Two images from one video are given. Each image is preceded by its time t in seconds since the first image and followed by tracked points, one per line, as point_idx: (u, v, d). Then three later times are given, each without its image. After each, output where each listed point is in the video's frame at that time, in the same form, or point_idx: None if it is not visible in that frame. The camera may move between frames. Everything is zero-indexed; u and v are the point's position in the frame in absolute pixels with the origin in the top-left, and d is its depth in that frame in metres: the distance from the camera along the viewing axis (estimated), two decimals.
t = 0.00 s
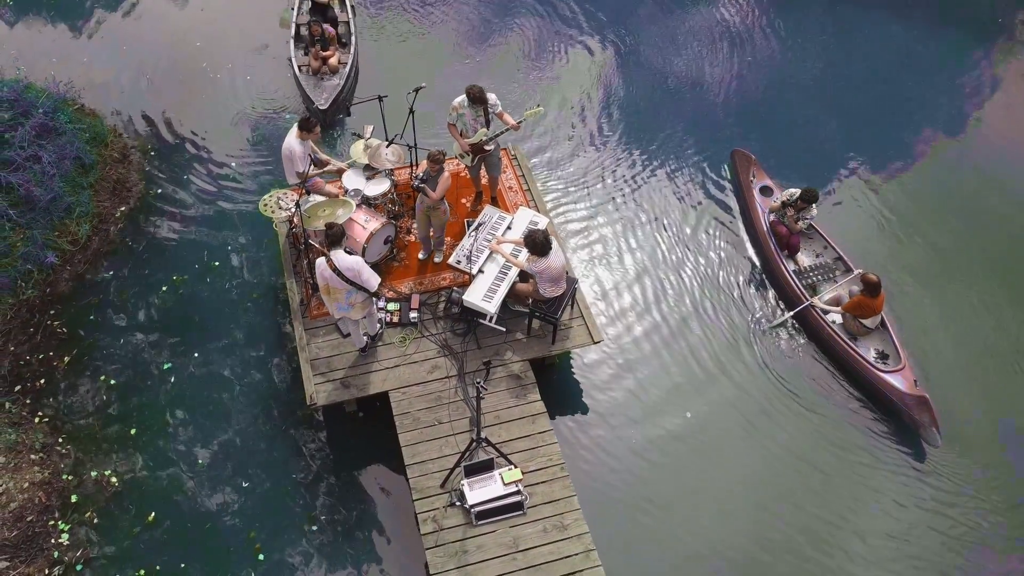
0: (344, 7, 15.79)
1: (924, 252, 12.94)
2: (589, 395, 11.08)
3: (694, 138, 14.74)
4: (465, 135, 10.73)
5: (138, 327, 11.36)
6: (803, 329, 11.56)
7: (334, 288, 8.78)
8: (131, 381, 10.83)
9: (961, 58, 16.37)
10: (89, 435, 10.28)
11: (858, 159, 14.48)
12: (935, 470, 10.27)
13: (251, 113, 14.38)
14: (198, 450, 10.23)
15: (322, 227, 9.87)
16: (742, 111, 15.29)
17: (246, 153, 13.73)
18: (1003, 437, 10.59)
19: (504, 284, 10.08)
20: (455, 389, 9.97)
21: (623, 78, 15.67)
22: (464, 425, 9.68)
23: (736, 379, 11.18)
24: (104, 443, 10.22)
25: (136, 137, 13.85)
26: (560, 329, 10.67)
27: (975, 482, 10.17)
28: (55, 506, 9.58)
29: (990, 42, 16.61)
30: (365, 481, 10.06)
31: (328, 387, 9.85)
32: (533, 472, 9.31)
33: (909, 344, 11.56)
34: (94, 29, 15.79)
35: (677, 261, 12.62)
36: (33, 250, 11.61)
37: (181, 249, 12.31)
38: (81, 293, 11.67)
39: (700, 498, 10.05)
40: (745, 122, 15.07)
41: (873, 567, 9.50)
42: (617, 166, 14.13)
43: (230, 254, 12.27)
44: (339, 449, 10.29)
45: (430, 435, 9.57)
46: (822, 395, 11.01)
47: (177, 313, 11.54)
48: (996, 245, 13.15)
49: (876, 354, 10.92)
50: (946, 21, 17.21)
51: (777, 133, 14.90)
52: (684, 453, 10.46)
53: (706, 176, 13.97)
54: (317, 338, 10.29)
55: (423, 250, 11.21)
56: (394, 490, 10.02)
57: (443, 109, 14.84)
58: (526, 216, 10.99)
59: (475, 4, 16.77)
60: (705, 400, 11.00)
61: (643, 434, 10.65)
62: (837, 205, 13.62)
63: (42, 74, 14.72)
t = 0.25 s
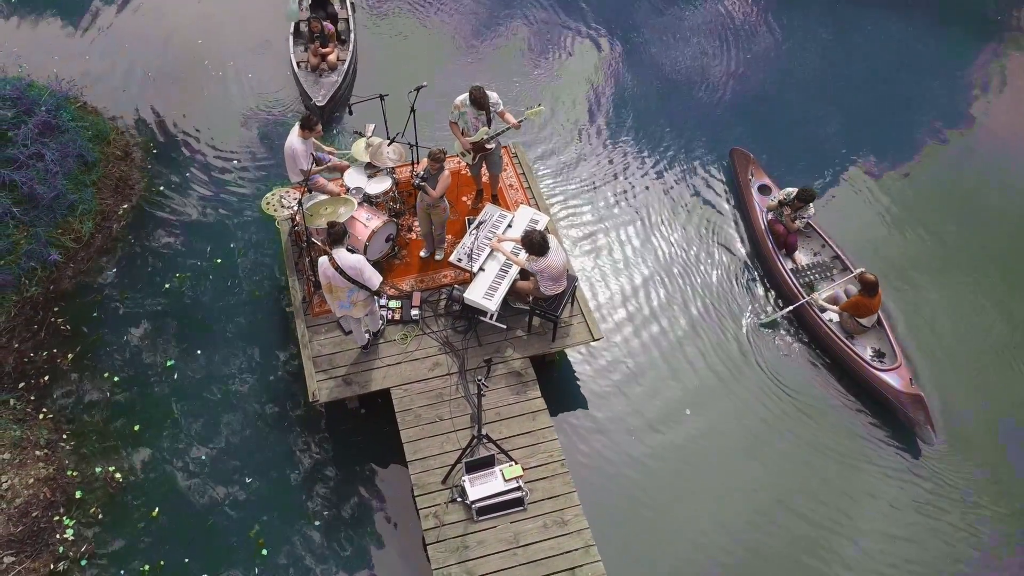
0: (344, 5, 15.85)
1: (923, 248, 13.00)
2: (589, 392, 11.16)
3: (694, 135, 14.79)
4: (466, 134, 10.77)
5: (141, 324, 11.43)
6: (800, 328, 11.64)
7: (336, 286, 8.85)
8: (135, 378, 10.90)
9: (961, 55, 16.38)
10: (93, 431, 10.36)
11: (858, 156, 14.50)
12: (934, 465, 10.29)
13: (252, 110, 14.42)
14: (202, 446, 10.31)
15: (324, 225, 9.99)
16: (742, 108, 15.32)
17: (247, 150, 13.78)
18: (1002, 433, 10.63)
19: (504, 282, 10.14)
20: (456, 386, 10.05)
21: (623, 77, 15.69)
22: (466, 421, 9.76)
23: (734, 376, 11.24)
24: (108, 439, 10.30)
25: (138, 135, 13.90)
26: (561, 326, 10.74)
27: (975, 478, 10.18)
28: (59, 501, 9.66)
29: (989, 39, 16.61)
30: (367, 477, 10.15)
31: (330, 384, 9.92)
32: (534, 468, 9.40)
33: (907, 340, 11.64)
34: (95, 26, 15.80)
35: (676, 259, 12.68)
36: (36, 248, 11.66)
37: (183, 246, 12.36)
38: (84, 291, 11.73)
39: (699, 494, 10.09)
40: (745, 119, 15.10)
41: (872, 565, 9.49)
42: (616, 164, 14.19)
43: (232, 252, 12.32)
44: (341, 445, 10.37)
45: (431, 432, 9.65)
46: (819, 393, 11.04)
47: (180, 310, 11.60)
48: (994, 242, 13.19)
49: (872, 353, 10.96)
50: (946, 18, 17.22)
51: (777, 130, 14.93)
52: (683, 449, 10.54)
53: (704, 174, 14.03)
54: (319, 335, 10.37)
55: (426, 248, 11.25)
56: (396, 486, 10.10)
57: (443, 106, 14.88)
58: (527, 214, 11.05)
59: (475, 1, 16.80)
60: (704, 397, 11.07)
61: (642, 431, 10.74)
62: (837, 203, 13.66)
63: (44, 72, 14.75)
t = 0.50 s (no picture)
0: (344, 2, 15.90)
1: (924, 245, 13.01)
2: (590, 389, 11.25)
3: (694, 132, 14.82)
4: (467, 132, 10.81)
5: (145, 321, 11.50)
6: (797, 325, 11.71)
7: (339, 285, 8.93)
8: (139, 374, 10.98)
9: (961, 52, 16.39)
10: (98, 427, 10.44)
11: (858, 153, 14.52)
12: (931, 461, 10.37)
13: (254, 107, 14.46)
14: (205, 442, 10.39)
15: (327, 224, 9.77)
16: (742, 105, 15.36)
17: (249, 147, 13.82)
18: (1000, 430, 10.69)
19: (505, 280, 10.21)
20: (457, 383, 10.13)
21: (623, 74, 15.73)
22: (467, 418, 9.85)
23: (732, 374, 11.33)
24: (113, 435, 10.38)
25: (141, 132, 13.93)
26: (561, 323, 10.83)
27: (973, 475, 10.24)
28: (65, 497, 9.75)
29: (990, 36, 16.63)
30: (370, 472, 10.23)
31: (333, 380, 10.01)
32: (535, 464, 9.49)
33: (906, 337, 11.68)
34: (97, 23, 15.83)
35: (675, 257, 12.75)
36: (40, 245, 11.72)
37: (186, 243, 12.42)
38: (88, 288, 11.80)
39: (697, 490, 10.20)
40: (745, 117, 15.15)
41: (868, 561, 9.58)
42: (616, 161, 14.24)
43: (235, 249, 12.38)
44: (343, 441, 10.45)
45: (433, 428, 9.74)
46: (816, 390, 11.12)
47: (183, 307, 11.67)
48: (995, 238, 13.21)
49: (869, 351, 11.07)
50: (946, 15, 17.23)
51: (777, 127, 14.97)
52: (682, 445, 10.64)
53: (703, 172, 14.07)
54: (322, 332, 10.45)
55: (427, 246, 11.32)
56: (399, 481, 10.19)
57: (444, 104, 14.92)
58: (528, 212, 11.10)
59: None
60: (703, 394, 11.15)
61: (642, 427, 10.83)
62: (837, 199, 13.69)
63: (47, 69, 14.79)
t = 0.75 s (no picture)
0: None
1: (923, 243, 13.06)
2: (590, 387, 11.34)
3: (694, 129, 14.85)
4: (468, 131, 10.84)
5: (148, 319, 11.56)
6: (795, 324, 11.76)
7: (341, 283, 8.99)
8: (142, 371, 11.05)
9: (961, 49, 16.41)
10: (102, 424, 10.52)
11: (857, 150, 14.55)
12: (929, 458, 10.46)
13: (255, 104, 14.50)
14: (209, 439, 10.46)
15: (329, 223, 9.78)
16: (741, 102, 15.38)
17: (251, 145, 13.87)
18: (997, 427, 10.77)
19: (507, 278, 10.26)
20: (459, 380, 10.20)
21: (622, 72, 15.74)
22: (468, 415, 9.92)
23: (731, 372, 11.40)
24: (116, 432, 10.46)
25: (143, 130, 13.96)
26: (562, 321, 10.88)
27: (970, 472, 10.33)
28: (70, 493, 9.84)
29: (989, 33, 16.64)
30: (371, 469, 10.32)
31: (336, 378, 10.08)
32: (535, 461, 9.57)
33: (905, 335, 11.75)
34: (99, 20, 15.84)
35: (674, 255, 12.80)
36: (44, 243, 11.78)
37: (189, 241, 12.47)
38: (91, 285, 11.85)
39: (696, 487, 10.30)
40: (745, 114, 15.17)
41: (864, 557, 9.69)
42: (616, 160, 14.27)
43: (238, 247, 12.43)
44: (346, 438, 10.54)
45: (435, 425, 9.82)
46: (813, 389, 11.19)
47: (186, 305, 11.73)
48: (993, 236, 13.25)
49: (866, 349, 11.11)
50: (947, 12, 17.24)
51: (776, 125, 15.00)
52: (682, 442, 10.73)
53: (702, 170, 14.10)
54: (324, 330, 10.51)
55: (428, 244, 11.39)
56: (400, 478, 10.26)
57: (445, 101, 14.96)
58: (529, 211, 11.14)
59: None
60: (703, 391, 11.23)
61: (643, 425, 10.91)
62: (836, 197, 13.74)
63: (49, 67, 14.81)
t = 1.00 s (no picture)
0: None
1: (923, 240, 13.11)
2: (591, 382, 11.43)
3: (694, 125, 14.90)
4: (470, 129, 10.90)
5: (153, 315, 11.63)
6: (793, 322, 11.82)
7: (344, 280, 9.07)
8: (147, 368, 11.12)
9: (960, 45, 16.45)
10: (108, 419, 10.60)
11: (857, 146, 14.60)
12: (927, 453, 10.56)
13: (257, 101, 14.55)
14: (213, 435, 10.55)
15: (332, 220, 9.91)
16: (741, 98, 15.42)
17: (253, 142, 13.92)
18: (994, 423, 10.88)
19: (508, 275, 10.35)
20: (461, 376, 10.29)
21: (622, 69, 15.78)
22: (470, 411, 10.01)
23: (730, 369, 11.47)
24: (122, 428, 10.54)
25: (146, 127, 14.01)
26: (563, 318, 10.96)
27: (968, 467, 10.42)
28: (76, 488, 9.92)
29: (988, 30, 16.69)
30: (375, 464, 10.42)
31: (339, 374, 10.16)
32: (537, 456, 9.66)
33: (904, 332, 11.82)
34: (102, 17, 15.86)
35: (673, 252, 12.86)
36: (49, 240, 11.84)
37: (192, 238, 12.54)
38: (96, 282, 11.92)
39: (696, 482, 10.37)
40: (745, 110, 15.21)
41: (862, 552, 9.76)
42: (617, 157, 14.33)
43: (241, 243, 12.49)
44: (349, 433, 10.63)
45: (437, 421, 9.91)
46: (810, 386, 11.25)
47: (189, 301, 11.80)
48: (992, 232, 13.32)
49: (863, 347, 11.17)
50: (946, 8, 17.28)
51: (776, 121, 15.05)
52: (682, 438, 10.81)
53: (701, 168, 14.14)
54: (327, 327, 10.58)
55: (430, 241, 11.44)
56: (403, 473, 10.37)
57: (446, 98, 15.03)
58: (530, 208, 11.21)
59: None
60: (703, 387, 11.31)
61: (643, 420, 11.00)
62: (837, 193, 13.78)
63: (52, 64, 14.83)
